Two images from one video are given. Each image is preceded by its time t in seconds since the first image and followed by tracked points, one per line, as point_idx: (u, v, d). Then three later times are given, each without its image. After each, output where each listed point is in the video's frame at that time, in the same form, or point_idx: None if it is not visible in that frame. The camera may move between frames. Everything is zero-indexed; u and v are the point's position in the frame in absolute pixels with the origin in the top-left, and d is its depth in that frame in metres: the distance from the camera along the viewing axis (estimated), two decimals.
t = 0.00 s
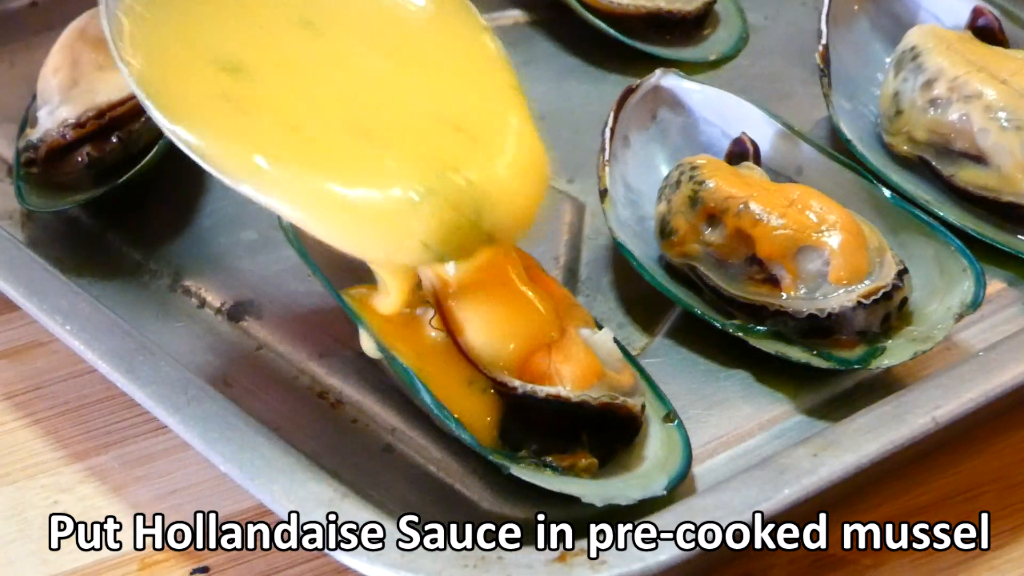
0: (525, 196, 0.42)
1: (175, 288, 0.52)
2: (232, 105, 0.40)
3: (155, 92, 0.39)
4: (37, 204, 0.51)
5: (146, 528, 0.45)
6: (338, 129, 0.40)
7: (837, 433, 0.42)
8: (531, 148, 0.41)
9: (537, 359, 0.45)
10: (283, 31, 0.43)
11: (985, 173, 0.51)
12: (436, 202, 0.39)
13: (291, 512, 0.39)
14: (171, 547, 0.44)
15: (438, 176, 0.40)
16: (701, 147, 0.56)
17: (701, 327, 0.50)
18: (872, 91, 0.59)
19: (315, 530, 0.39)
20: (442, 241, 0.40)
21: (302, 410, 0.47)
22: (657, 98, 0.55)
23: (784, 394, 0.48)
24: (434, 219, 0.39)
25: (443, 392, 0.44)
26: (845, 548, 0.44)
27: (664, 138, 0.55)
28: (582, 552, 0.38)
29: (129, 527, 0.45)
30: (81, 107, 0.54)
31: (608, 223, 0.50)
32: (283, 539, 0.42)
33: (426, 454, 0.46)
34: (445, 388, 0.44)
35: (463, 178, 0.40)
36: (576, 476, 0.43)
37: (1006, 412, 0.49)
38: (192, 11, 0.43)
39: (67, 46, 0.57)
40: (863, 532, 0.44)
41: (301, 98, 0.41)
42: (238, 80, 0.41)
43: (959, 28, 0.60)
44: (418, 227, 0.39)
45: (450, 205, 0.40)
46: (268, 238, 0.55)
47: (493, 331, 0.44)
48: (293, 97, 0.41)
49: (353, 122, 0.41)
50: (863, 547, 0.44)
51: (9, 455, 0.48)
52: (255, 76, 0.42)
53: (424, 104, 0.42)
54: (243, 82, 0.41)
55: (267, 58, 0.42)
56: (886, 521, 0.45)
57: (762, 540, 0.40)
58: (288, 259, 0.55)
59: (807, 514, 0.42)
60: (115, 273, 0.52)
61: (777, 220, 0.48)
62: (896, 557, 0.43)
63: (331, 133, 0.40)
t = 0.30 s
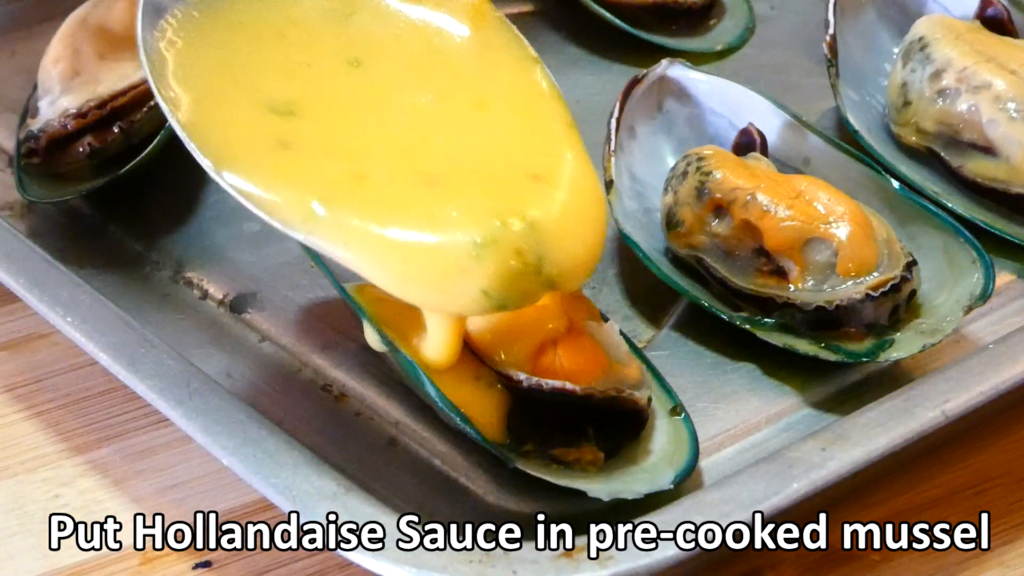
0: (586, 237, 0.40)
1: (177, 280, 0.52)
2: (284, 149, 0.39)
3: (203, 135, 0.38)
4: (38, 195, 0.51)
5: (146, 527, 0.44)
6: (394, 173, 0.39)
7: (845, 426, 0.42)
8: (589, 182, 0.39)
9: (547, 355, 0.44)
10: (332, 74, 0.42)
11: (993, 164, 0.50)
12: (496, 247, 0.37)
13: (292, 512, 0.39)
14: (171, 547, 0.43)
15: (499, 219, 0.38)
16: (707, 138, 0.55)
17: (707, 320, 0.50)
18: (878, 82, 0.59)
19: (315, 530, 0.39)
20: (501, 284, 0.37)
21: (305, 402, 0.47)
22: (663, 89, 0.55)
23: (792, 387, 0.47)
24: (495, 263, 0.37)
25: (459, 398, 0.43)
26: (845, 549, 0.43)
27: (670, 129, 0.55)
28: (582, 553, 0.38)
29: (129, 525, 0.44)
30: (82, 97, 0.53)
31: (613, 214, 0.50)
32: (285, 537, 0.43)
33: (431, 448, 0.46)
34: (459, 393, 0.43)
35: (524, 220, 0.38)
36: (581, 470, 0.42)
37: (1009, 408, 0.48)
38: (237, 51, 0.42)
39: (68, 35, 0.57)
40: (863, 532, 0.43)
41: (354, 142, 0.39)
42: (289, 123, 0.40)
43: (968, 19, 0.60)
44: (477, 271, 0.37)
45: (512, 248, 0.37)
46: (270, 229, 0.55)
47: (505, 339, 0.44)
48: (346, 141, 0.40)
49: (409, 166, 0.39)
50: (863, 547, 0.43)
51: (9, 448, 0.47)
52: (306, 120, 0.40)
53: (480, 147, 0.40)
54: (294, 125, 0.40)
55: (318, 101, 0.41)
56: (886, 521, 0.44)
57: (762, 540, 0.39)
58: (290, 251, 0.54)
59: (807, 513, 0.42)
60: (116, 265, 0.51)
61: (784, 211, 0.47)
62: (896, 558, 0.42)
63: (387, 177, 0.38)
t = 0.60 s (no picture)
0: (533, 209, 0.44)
1: (174, 270, 0.52)
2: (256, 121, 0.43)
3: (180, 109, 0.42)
4: (33, 184, 0.51)
5: (146, 527, 0.43)
6: (356, 147, 0.43)
7: (845, 415, 0.42)
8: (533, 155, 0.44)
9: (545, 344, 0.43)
10: (301, 46, 0.47)
11: (992, 153, 0.50)
12: (448, 218, 0.42)
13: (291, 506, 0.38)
14: (171, 547, 0.43)
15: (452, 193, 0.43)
16: (706, 127, 0.55)
17: (706, 308, 0.50)
18: (878, 70, 0.59)
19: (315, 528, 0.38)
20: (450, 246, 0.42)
21: (302, 392, 0.46)
22: (662, 78, 0.55)
23: (791, 376, 0.47)
24: (447, 232, 0.42)
25: (449, 375, 0.42)
26: (845, 549, 0.42)
27: (669, 118, 0.55)
28: (582, 554, 0.37)
29: (126, 516, 0.44)
30: (78, 86, 0.53)
31: (611, 203, 0.50)
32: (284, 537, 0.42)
33: (428, 437, 0.46)
34: (450, 369, 0.42)
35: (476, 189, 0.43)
36: (580, 460, 0.42)
37: (1012, 397, 0.48)
38: (210, 23, 0.47)
39: (65, 25, 0.56)
40: (863, 525, 0.43)
41: (320, 116, 0.44)
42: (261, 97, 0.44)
43: (968, 7, 0.61)
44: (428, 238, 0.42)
45: (465, 219, 0.42)
46: (267, 219, 0.55)
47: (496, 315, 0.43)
48: (312, 114, 0.44)
49: (368, 137, 0.44)
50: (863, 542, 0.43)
51: (5, 437, 0.47)
52: (275, 91, 0.45)
53: (436, 122, 0.45)
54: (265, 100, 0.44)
55: (287, 74, 0.45)
56: (886, 521, 0.43)
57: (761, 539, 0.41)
58: (287, 240, 0.54)
59: (806, 501, 0.42)
60: (112, 254, 0.51)
61: (783, 199, 0.47)
62: (897, 560, 0.42)
63: (351, 150, 0.43)
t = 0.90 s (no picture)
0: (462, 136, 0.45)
1: (175, 263, 0.52)
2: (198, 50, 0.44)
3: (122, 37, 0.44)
4: (34, 177, 0.51)
5: (146, 527, 0.43)
6: (297, 74, 0.44)
7: (845, 408, 0.42)
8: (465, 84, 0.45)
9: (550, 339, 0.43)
10: None
11: (993, 147, 0.50)
12: (374, 142, 0.43)
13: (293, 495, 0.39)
14: (171, 546, 0.43)
15: (380, 116, 0.43)
16: (706, 120, 0.55)
17: (707, 302, 0.50)
18: (879, 64, 0.59)
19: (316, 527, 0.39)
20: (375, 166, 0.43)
21: (303, 385, 0.47)
22: (662, 71, 0.55)
23: (791, 369, 0.47)
24: (374, 156, 0.43)
25: (437, 358, 0.43)
26: (846, 547, 0.42)
27: (669, 111, 0.55)
28: (582, 552, 0.37)
29: (127, 509, 0.44)
30: (78, 80, 0.53)
31: (612, 197, 0.50)
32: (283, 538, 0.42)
33: (429, 430, 0.46)
34: (436, 349, 0.43)
35: (404, 112, 0.44)
36: (580, 453, 0.42)
37: (1011, 389, 0.48)
38: None
39: (65, 18, 0.56)
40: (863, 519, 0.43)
41: (261, 44, 0.45)
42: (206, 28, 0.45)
43: None
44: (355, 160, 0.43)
45: (392, 141, 0.44)
46: (267, 212, 0.55)
47: (472, 278, 0.43)
48: (254, 42, 0.45)
49: (306, 66, 0.44)
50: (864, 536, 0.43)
51: (6, 430, 0.47)
52: (218, 21, 0.45)
53: (374, 50, 0.46)
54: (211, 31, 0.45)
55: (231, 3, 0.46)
56: (887, 519, 0.43)
57: (761, 539, 0.41)
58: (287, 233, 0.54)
59: (807, 493, 0.42)
60: (112, 248, 0.51)
61: (783, 193, 0.47)
62: (898, 558, 0.42)
63: (287, 75, 0.44)
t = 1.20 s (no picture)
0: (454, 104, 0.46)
1: (185, 260, 0.52)
2: (197, 24, 0.44)
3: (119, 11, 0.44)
4: (44, 174, 0.51)
5: (155, 522, 0.43)
6: (298, 48, 0.44)
7: (857, 407, 0.42)
8: (462, 53, 0.45)
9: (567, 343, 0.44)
10: None
11: (1004, 144, 0.50)
12: (369, 113, 0.44)
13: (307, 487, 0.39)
14: (180, 545, 0.43)
15: (375, 87, 0.44)
16: (716, 118, 0.55)
17: (717, 301, 0.49)
18: (888, 62, 0.59)
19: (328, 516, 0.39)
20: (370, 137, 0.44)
21: (314, 382, 0.47)
22: (671, 68, 0.55)
23: (802, 368, 0.47)
24: (367, 123, 0.44)
25: (445, 351, 0.44)
26: (859, 544, 0.43)
27: (678, 108, 0.55)
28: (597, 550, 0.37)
29: (139, 506, 0.44)
30: (88, 77, 0.53)
31: (622, 194, 0.50)
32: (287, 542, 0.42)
33: (440, 427, 0.46)
34: (445, 343, 0.44)
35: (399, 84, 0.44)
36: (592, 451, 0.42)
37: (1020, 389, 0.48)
38: None
39: (75, 15, 0.57)
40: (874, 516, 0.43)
41: (259, 16, 0.45)
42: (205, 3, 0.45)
43: None
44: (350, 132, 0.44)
45: (387, 112, 0.44)
46: (276, 208, 0.55)
47: (481, 280, 0.43)
48: (250, 13, 0.45)
49: (305, 39, 0.45)
50: (876, 533, 0.43)
51: (17, 427, 0.47)
52: None
53: (369, 21, 0.46)
54: (210, 7, 0.46)
55: None
56: (899, 516, 0.43)
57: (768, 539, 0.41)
58: (296, 230, 0.54)
59: (820, 489, 0.43)
60: (122, 244, 0.51)
61: (794, 191, 0.47)
62: (911, 555, 0.42)
63: (284, 45, 0.44)
